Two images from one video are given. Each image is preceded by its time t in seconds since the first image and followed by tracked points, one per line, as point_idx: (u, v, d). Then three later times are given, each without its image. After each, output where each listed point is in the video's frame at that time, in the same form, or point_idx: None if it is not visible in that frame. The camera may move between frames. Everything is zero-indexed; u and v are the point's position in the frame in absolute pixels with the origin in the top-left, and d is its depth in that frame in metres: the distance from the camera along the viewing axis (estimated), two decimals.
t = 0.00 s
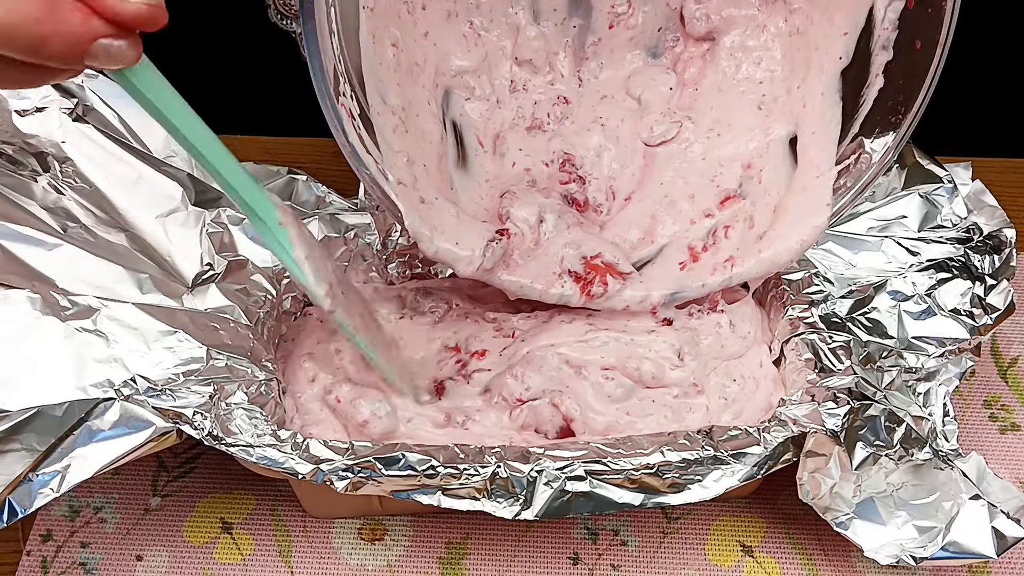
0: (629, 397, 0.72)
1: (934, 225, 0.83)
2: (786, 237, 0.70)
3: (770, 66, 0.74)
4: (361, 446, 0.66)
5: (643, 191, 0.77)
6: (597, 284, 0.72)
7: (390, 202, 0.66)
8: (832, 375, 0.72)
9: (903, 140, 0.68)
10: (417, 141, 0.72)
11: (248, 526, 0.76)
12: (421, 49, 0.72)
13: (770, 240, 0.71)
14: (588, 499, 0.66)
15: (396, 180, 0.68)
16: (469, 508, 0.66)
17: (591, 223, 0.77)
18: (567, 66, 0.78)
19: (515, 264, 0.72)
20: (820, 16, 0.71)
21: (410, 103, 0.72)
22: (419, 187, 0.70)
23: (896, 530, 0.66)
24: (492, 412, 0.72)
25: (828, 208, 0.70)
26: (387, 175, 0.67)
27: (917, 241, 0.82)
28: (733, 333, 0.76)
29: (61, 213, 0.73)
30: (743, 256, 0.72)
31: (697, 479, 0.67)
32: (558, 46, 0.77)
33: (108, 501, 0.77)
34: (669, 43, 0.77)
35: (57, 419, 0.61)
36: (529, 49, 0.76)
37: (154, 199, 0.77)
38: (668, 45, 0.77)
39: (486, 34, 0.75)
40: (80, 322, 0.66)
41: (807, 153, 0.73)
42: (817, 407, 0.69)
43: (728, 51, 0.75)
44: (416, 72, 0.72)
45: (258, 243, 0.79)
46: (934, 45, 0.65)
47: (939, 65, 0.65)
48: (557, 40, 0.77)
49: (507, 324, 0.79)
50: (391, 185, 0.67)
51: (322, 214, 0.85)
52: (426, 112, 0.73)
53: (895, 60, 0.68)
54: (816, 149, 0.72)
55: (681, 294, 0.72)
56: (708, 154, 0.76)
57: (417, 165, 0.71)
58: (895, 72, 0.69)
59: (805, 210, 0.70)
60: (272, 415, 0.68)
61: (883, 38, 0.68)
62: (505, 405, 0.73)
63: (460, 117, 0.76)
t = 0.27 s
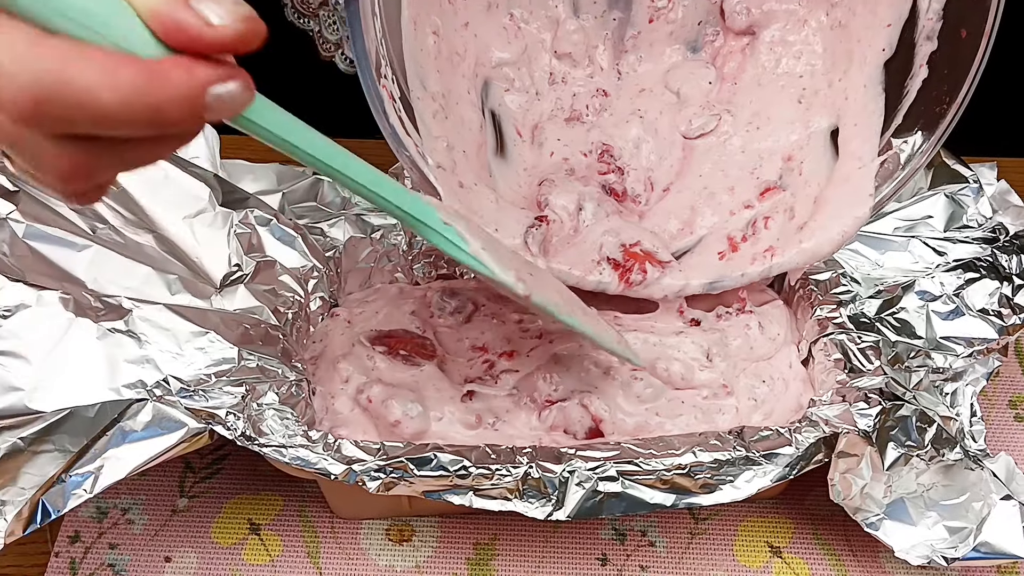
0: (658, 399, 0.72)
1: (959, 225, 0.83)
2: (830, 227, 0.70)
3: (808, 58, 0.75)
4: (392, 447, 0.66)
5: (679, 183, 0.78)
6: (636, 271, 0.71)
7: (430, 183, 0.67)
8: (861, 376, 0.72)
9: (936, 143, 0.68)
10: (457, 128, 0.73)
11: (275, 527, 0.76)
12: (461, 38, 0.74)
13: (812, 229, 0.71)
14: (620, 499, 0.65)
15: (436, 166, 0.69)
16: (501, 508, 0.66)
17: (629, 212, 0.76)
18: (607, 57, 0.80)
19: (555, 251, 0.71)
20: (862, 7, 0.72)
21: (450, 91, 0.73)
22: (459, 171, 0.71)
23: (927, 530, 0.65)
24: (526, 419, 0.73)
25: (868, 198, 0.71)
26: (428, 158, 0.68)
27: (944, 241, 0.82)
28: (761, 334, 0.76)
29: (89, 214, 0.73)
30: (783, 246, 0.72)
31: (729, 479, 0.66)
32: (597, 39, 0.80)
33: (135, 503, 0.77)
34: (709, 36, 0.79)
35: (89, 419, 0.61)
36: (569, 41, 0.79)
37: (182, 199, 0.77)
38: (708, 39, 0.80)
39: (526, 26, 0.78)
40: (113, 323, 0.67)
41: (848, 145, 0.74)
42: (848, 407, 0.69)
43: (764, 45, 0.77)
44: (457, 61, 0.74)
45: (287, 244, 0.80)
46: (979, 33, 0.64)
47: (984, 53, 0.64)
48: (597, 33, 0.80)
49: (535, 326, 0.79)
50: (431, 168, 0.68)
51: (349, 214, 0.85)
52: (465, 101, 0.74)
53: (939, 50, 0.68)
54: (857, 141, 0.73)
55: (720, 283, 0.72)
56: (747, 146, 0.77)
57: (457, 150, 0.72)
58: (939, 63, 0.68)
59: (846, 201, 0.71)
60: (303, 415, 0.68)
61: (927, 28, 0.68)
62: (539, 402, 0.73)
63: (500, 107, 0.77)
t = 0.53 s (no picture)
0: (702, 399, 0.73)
1: (994, 223, 0.82)
2: (854, 190, 0.69)
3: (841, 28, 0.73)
4: (435, 450, 0.66)
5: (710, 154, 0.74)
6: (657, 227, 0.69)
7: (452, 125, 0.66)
8: (902, 376, 0.72)
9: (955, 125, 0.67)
10: (484, 84, 0.73)
11: (312, 532, 0.76)
12: None
13: (837, 193, 0.70)
14: (664, 501, 0.65)
15: (458, 110, 0.69)
16: (543, 510, 0.65)
17: (654, 171, 0.73)
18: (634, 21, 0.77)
19: (578, 205, 0.69)
20: None
21: (477, 47, 0.74)
22: (481, 119, 0.71)
23: (969, 530, 0.65)
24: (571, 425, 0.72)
25: (898, 159, 0.70)
26: (449, 102, 0.68)
27: (979, 240, 0.82)
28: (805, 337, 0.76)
29: (124, 218, 0.73)
30: (810, 208, 0.70)
31: (773, 481, 0.65)
32: (627, 5, 0.77)
33: (170, 508, 0.76)
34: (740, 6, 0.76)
35: (130, 424, 0.60)
36: (599, 7, 0.77)
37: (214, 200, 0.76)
38: (738, 9, 0.76)
39: None
40: (153, 326, 0.66)
41: (879, 110, 0.72)
42: (892, 407, 0.69)
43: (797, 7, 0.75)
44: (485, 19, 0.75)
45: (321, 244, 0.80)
46: None
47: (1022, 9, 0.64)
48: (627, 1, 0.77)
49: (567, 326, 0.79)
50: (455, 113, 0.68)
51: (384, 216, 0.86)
52: (491, 56, 0.74)
53: (975, 12, 0.68)
54: (888, 106, 0.72)
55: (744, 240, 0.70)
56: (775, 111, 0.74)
57: (482, 102, 0.72)
58: (975, 24, 0.68)
59: (877, 164, 0.70)
60: (343, 420, 0.67)
61: None
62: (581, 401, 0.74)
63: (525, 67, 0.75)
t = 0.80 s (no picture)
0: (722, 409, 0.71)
1: (1018, 220, 0.82)
2: (888, 187, 0.66)
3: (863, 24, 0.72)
4: (469, 452, 0.66)
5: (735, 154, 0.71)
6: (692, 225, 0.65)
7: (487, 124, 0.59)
8: (932, 373, 0.73)
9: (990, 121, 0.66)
10: (512, 78, 0.67)
11: (339, 533, 0.75)
12: None
13: (871, 192, 0.66)
14: (699, 503, 0.64)
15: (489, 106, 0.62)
16: (579, 514, 0.64)
17: (682, 170, 0.70)
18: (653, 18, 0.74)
19: (611, 203, 0.65)
20: None
21: (502, 41, 0.68)
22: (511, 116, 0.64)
23: (1000, 526, 0.65)
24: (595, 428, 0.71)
25: (933, 156, 0.67)
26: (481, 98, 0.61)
27: (1004, 236, 0.81)
28: (835, 341, 0.77)
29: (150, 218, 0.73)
30: (845, 207, 0.67)
31: (807, 481, 0.65)
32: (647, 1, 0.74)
33: (195, 511, 0.76)
34: (760, 3, 0.75)
35: (162, 425, 0.60)
36: (619, 3, 0.73)
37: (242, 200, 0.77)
38: (759, 6, 0.75)
39: None
40: (187, 327, 0.66)
41: (909, 108, 0.69)
42: (925, 406, 0.69)
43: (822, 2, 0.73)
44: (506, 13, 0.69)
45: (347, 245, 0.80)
46: None
47: None
48: None
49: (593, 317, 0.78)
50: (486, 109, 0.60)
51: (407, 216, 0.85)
52: (515, 52, 0.69)
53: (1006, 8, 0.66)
54: (919, 102, 0.69)
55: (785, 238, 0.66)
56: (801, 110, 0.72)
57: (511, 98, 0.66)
58: (1006, 21, 0.66)
59: (913, 162, 0.67)
60: (375, 420, 0.67)
61: None
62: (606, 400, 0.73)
63: (547, 64, 0.71)
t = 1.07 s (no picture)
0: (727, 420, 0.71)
1: (1013, 223, 0.83)
2: (893, 205, 0.65)
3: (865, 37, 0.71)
4: (471, 459, 0.65)
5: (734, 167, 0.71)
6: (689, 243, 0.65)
7: (483, 142, 0.60)
8: (932, 377, 0.72)
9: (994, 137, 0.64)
10: (509, 94, 0.67)
11: (339, 541, 0.75)
12: (508, 6, 0.69)
13: (873, 209, 0.65)
14: (702, 508, 0.64)
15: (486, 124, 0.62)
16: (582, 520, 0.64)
17: (681, 187, 0.70)
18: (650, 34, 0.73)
19: (610, 223, 0.65)
20: None
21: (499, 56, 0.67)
22: (508, 133, 0.64)
23: (998, 529, 0.65)
24: (598, 437, 0.71)
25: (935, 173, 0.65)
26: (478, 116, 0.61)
27: (999, 240, 0.82)
28: (835, 345, 0.77)
29: (149, 223, 0.72)
30: (845, 225, 0.66)
31: (808, 485, 0.65)
32: (644, 18, 0.73)
33: (193, 520, 0.76)
34: (759, 18, 0.74)
35: (164, 434, 0.59)
36: (617, 20, 0.73)
37: (241, 206, 0.77)
38: (757, 21, 0.74)
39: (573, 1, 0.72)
40: (189, 334, 0.65)
41: (909, 125, 0.68)
42: (925, 409, 0.69)
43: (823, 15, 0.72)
44: (503, 29, 0.69)
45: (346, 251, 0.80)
46: None
47: None
48: (646, 12, 0.73)
49: (587, 330, 0.79)
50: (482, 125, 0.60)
51: (405, 221, 0.85)
52: (512, 68, 0.68)
53: (1009, 24, 0.65)
54: (921, 118, 0.68)
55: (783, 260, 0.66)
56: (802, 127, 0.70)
57: (508, 114, 0.65)
58: (1009, 37, 0.65)
59: (910, 181, 0.65)
60: (377, 428, 0.67)
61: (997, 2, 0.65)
62: (610, 404, 0.73)
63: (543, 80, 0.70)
